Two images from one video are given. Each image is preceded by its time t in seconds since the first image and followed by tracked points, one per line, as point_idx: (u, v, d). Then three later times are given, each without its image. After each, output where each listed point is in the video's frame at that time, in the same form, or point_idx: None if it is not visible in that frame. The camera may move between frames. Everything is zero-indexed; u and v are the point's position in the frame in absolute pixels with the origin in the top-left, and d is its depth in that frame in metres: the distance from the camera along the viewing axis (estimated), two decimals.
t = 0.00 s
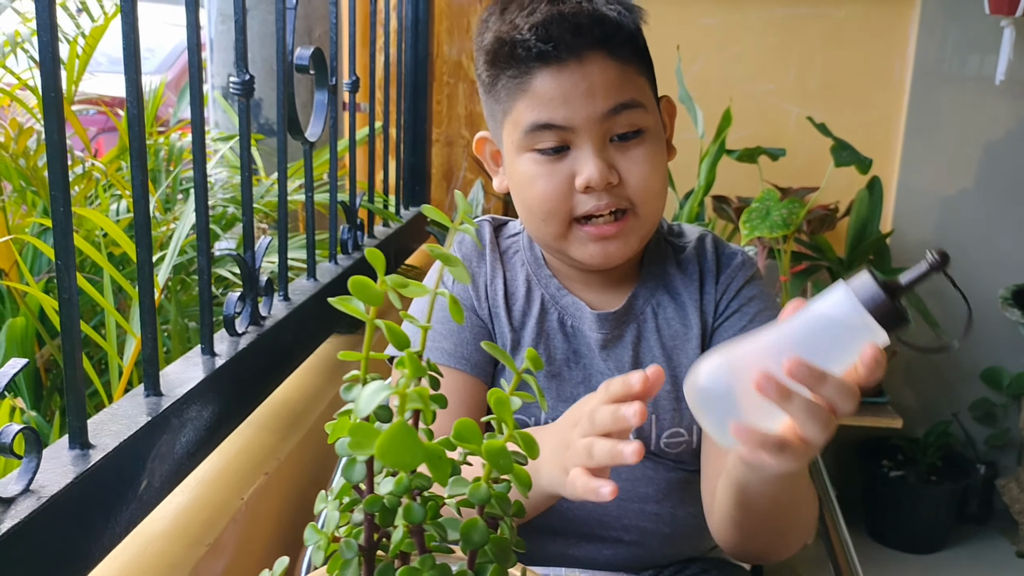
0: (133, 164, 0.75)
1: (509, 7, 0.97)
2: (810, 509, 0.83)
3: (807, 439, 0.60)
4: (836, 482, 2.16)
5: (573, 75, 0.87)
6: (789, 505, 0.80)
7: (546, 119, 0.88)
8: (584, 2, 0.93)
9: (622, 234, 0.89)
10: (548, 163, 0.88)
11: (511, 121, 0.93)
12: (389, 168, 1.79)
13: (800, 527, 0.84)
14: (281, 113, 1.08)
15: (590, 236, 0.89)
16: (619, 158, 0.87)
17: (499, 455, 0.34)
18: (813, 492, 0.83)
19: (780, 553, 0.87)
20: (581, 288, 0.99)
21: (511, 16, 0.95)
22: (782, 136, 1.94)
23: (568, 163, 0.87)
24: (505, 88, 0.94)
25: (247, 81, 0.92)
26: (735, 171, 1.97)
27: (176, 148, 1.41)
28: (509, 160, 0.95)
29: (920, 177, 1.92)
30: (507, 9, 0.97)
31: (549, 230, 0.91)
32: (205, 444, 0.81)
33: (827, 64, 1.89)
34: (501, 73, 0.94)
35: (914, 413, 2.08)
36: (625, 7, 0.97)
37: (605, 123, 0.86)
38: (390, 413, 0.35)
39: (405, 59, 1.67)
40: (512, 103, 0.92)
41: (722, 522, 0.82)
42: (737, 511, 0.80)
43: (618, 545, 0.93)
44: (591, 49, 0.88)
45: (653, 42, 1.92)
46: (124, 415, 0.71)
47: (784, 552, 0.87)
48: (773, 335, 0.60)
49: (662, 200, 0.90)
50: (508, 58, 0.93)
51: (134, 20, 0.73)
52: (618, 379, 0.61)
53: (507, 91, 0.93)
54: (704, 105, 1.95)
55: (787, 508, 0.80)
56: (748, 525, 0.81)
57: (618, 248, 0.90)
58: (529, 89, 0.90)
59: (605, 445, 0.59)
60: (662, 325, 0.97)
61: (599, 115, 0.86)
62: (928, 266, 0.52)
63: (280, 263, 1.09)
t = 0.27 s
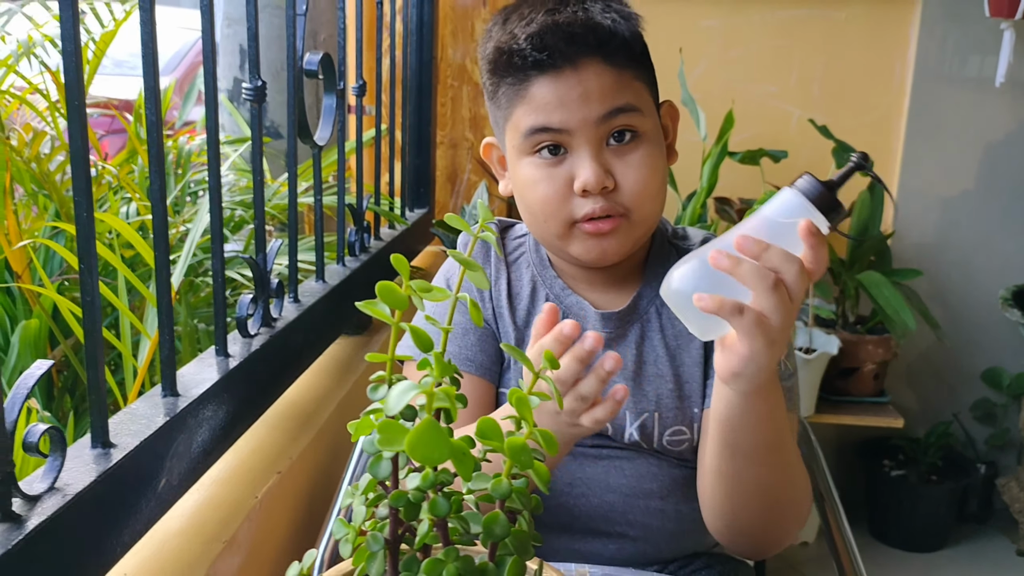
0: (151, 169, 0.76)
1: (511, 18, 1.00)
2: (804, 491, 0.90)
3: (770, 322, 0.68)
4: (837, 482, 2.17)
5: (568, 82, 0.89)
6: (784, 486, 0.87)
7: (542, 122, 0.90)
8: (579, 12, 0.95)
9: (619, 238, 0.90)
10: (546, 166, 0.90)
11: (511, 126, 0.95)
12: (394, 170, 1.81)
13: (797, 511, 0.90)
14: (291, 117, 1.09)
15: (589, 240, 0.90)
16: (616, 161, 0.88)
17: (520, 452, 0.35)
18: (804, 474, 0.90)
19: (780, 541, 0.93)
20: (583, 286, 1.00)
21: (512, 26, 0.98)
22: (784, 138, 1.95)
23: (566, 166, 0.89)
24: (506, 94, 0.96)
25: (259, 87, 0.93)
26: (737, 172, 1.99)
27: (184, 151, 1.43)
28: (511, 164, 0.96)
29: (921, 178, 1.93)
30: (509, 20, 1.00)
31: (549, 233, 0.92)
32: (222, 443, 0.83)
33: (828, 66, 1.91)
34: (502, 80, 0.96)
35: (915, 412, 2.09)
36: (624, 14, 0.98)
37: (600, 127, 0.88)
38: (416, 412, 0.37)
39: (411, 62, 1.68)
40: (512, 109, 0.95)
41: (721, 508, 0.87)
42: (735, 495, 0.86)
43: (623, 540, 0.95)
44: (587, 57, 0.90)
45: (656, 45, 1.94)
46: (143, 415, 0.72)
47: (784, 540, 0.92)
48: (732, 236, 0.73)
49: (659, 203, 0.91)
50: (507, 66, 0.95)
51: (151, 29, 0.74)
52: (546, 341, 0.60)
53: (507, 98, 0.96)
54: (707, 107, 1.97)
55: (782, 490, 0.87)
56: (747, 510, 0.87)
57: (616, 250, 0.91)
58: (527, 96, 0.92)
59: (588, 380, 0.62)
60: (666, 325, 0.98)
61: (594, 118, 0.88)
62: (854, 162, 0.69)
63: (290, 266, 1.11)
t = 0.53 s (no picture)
0: (166, 178, 0.78)
1: (516, 27, 1.02)
2: (799, 498, 0.90)
3: (692, 360, 0.69)
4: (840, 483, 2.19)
5: (570, 88, 0.91)
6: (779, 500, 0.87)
7: (544, 127, 0.91)
8: (581, 21, 0.97)
9: (621, 242, 0.90)
10: (549, 171, 0.91)
11: (515, 133, 0.96)
12: (399, 176, 1.82)
13: (796, 516, 0.91)
14: (299, 125, 1.11)
15: (591, 243, 0.91)
16: (616, 166, 0.89)
17: (538, 456, 0.37)
18: (795, 481, 0.91)
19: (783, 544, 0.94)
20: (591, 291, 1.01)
21: (516, 36, 1.00)
22: (785, 141, 1.97)
23: (568, 171, 0.90)
24: (510, 101, 0.98)
25: (270, 97, 0.95)
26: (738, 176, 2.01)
27: (192, 158, 1.45)
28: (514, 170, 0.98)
29: (922, 181, 1.95)
30: (514, 29, 1.02)
31: (553, 238, 0.93)
32: (235, 447, 0.84)
33: (828, 71, 1.92)
34: (506, 87, 0.98)
35: (916, 413, 2.11)
36: (624, 24, 1.00)
37: (601, 132, 0.89)
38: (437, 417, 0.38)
39: (415, 69, 1.70)
40: (516, 116, 0.96)
41: (725, 533, 0.88)
42: (735, 519, 0.86)
43: (630, 540, 0.96)
44: (589, 64, 0.92)
45: (657, 50, 1.96)
46: (160, 419, 0.74)
47: (786, 544, 0.94)
48: (637, 283, 0.74)
49: (660, 207, 0.91)
50: (511, 73, 0.97)
51: (166, 41, 0.76)
52: (574, 315, 0.69)
53: (511, 105, 0.97)
54: (708, 112, 1.98)
55: (778, 503, 0.87)
56: (746, 529, 0.88)
57: (619, 253, 0.91)
58: (530, 102, 0.93)
59: (615, 348, 0.66)
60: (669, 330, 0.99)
61: (595, 123, 0.89)
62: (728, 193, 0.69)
63: (298, 272, 1.12)
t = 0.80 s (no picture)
0: (176, 178, 0.78)
1: (517, 32, 1.02)
2: (796, 494, 0.91)
3: (699, 349, 0.69)
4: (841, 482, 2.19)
5: (570, 93, 0.91)
6: (777, 496, 0.88)
7: (546, 132, 0.92)
8: (583, 26, 0.97)
9: (623, 245, 0.91)
10: (551, 175, 0.91)
11: (517, 137, 0.97)
12: (401, 177, 1.83)
13: (793, 514, 0.92)
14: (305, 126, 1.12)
15: (593, 246, 0.91)
16: (618, 170, 0.89)
17: (557, 448, 0.38)
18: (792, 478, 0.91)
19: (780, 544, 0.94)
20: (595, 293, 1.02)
21: (517, 40, 1.00)
22: (786, 142, 1.98)
23: (570, 175, 0.90)
24: (512, 105, 0.98)
25: (277, 97, 0.96)
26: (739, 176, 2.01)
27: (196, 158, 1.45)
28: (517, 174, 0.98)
29: (922, 181, 1.96)
30: (516, 33, 1.02)
31: (554, 241, 0.93)
32: (244, 446, 0.85)
33: (829, 71, 1.93)
34: (508, 91, 0.99)
35: (917, 413, 2.12)
36: (626, 27, 1.00)
37: (602, 136, 0.90)
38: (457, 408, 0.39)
39: (417, 71, 1.70)
40: (518, 121, 0.97)
41: (725, 530, 0.88)
42: (735, 515, 0.87)
43: (635, 538, 0.97)
44: (590, 69, 0.92)
45: (658, 51, 1.96)
46: (171, 418, 0.74)
47: (784, 543, 0.94)
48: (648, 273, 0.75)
49: (662, 211, 0.92)
50: (513, 78, 0.97)
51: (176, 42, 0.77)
52: (584, 302, 0.70)
53: (514, 109, 0.98)
54: (709, 113, 1.99)
55: (777, 499, 0.88)
56: (745, 526, 0.88)
57: (620, 257, 0.92)
58: (532, 107, 0.94)
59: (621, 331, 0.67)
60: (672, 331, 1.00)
61: (596, 127, 0.90)
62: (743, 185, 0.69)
63: (304, 272, 1.13)
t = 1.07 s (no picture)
0: (176, 178, 0.79)
1: (514, 35, 1.03)
2: (790, 492, 0.92)
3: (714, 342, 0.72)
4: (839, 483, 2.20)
5: (566, 95, 0.92)
6: (773, 491, 0.89)
7: (543, 133, 0.92)
8: (579, 28, 0.97)
9: (620, 245, 0.91)
10: (548, 176, 0.91)
11: (515, 139, 0.97)
12: (399, 178, 1.83)
13: (785, 512, 0.93)
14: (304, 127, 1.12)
15: (590, 247, 0.91)
16: (615, 170, 0.89)
17: (558, 445, 0.38)
18: (787, 476, 0.93)
19: (769, 544, 0.95)
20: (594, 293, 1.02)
21: (515, 43, 1.01)
22: (784, 143, 1.98)
23: (567, 176, 0.90)
24: (510, 108, 0.99)
25: (276, 99, 0.96)
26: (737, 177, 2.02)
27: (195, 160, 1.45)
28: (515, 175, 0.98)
29: (919, 182, 1.96)
30: (513, 36, 1.02)
31: (552, 242, 0.93)
32: (243, 446, 0.85)
33: (826, 72, 1.94)
34: (506, 94, 0.99)
35: (914, 413, 2.12)
36: (623, 30, 1.01)
37: (599, 137, 0.90)
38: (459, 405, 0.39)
39: (416, 72, 1.70)
40: (515, 122, 0.97)
41: (722, 521, 0.88)
42: (734, 505, 0.87)
43: (634, 539, 0.97)
44: (585, 71, 0.93)
45: (656, 52, 1.97)
46: (171, 418, 0.75)
47: (775, 543, 0.95)
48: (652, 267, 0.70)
49: (660, 212, 0.92)
50: (510, 81, 0.98)
51: (177, 44, 0.77)
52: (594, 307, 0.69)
53: (511, 112, 0.98)
54: (707, 114, 1.99)
55: (774, 493, 0.89)
56: (741, 518, 0.88)
57: (618, 258, 0.92)
58: (530, 109, 0.94)
59: (642, 334, 0.65)
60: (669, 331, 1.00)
61: (593, 128, 0.90)
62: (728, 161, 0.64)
63: (303, 273, 1.13)
